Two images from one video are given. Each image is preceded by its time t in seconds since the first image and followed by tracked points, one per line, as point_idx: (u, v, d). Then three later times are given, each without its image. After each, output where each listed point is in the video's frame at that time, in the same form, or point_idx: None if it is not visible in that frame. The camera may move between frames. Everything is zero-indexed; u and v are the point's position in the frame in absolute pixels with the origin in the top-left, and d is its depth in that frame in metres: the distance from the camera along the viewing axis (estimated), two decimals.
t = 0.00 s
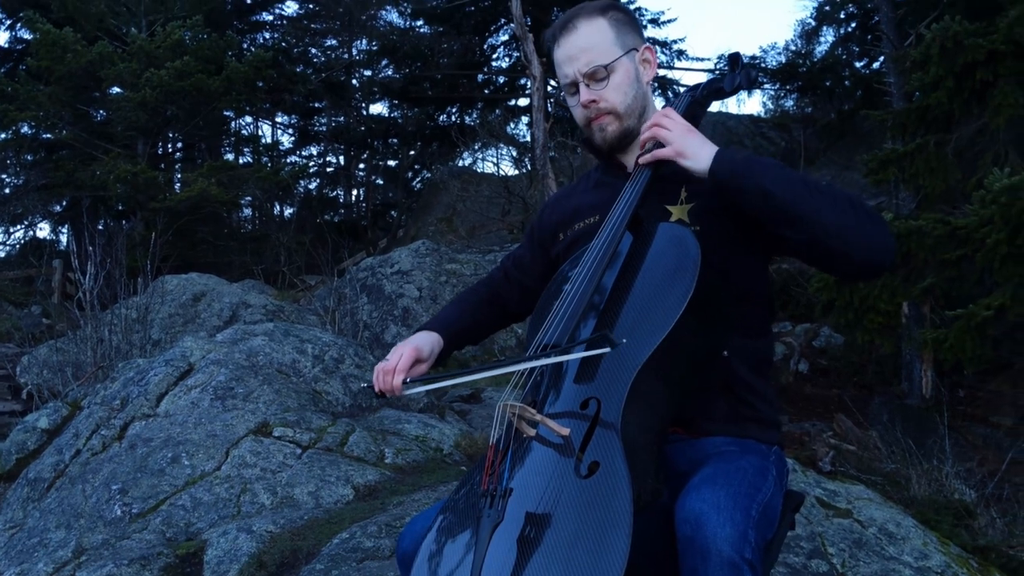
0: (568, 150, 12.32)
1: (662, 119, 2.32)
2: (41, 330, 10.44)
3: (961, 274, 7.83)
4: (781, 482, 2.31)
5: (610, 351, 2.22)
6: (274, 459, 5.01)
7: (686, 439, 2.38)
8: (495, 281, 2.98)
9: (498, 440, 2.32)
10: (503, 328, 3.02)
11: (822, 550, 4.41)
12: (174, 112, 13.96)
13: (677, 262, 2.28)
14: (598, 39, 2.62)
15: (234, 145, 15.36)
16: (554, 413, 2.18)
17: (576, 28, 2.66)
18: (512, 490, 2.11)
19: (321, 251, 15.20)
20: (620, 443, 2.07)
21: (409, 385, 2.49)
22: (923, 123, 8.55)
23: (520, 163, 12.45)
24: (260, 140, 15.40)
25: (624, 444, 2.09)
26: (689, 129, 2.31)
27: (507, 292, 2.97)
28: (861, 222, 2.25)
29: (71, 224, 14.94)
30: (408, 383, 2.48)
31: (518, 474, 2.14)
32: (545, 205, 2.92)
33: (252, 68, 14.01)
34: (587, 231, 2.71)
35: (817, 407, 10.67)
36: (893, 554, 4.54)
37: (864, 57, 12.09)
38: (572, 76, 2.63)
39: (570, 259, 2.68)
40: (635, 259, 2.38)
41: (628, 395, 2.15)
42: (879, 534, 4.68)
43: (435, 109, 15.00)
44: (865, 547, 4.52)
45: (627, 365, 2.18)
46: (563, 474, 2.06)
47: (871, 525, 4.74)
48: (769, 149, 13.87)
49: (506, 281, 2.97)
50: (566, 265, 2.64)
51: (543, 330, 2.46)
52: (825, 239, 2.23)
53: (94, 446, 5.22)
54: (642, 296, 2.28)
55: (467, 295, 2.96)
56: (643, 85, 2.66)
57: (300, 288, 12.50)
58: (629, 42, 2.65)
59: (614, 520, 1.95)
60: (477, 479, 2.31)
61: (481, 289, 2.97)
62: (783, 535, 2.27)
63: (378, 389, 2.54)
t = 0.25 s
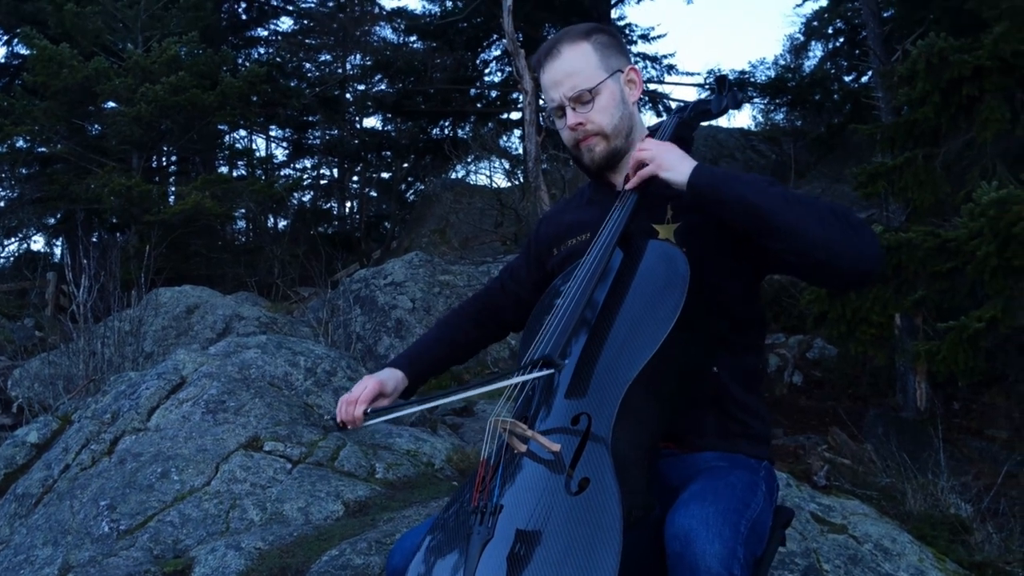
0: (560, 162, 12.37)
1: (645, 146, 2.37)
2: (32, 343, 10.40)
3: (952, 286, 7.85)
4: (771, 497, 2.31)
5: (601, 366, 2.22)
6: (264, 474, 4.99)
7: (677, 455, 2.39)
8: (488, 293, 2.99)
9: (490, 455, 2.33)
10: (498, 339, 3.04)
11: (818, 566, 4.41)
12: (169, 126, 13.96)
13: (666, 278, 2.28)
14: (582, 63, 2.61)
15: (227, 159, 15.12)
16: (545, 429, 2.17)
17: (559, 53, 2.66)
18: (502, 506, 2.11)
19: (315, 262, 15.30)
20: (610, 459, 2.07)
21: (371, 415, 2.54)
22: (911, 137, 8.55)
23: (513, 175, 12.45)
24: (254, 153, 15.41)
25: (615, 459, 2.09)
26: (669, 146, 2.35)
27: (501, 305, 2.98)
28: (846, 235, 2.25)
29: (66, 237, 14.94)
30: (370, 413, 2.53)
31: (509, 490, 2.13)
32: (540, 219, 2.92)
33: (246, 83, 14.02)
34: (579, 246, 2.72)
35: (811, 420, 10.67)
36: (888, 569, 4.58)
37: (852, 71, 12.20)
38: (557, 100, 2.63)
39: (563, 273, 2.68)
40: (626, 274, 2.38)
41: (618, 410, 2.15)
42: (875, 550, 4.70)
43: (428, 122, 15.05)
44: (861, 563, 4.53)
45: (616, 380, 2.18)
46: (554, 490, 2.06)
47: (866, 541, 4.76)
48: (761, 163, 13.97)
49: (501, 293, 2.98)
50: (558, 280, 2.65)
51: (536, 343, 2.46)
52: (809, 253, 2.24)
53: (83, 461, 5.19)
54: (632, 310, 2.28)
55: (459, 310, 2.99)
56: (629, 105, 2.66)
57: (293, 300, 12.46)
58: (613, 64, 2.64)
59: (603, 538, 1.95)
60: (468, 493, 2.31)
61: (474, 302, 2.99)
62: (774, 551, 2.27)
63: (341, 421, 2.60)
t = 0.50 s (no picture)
0: (554, 174, 12.41)
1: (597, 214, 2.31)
2: (24, 354, 10.36)
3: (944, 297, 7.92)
4: (764, 504, 2.34)
5: (594, 373, 2.24)
6: (257, 485, 4.99)
7: (670, 462, 2.41)
8: (485, 301, 3.02)
9: (485, 461, 2.36)
10: (496, 347, 3.07)
11: None
12: (165, 138, 14.01)
13: (654, 288, 2.28)
14: (577, 75, 2.65)
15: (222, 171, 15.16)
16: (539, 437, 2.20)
17: (555, 64, 2.69)
18: (497, 512, 2.14)
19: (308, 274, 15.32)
20: (602, 466, 2.08)
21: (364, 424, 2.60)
22: (903, 149, 8.63)
23: (507, 187, 12.48)
24: (248, 165, 15.50)
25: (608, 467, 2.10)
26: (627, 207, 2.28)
27: (497, 313, 3.01)
28: (829, 248, 2.24)
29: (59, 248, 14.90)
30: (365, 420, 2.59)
31: (504, 497, 2.16)
32: (538, 228, 2.95)
33: (242, 96, 14.07)
34: (575, 255, 2.75)
35: (805, 431, 10.68)
36: None
37: (844, 84, 12.34)
38: (552, 111, 2.67)
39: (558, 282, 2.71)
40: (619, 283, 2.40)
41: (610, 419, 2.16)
42: (870, 560, 4.72)
43: (423, 134, 15.17)
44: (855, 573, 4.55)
45: (608, 387, 2.19)
46: (548, 496, 2.08)
47: (861, 551, 4.78)
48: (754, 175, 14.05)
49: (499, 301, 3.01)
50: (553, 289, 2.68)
51: (531, 350, 2.49)
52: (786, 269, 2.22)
53: (76, 472, 5.19)
54: (622, 319, 2.29)
55: (456, 317, 3.02)
56: (624, 116, 2.70)
57: (287, 311, 12.45)
58: (609, 76, 2.68)
59: (597, 543, 1.97)
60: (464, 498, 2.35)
61: (471, 309, 3.02)
62: (767, 556, 2.30)
63: (334, 429, 2.65)
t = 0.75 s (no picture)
0: (547, 185, 12.48)
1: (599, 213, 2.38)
2: (17, 363, 10.33)
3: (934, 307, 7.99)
4: (757, 501, 2.38)
5: (590, 371, 2.28)
6: (252, 491, 5.01)
7: (665, 460, 2.45)
8: (484, 305, 3.07)
9: (483, 459, 2.40)
10: (494, 352, 3.12)
11: None
12: (158, 148, 14.03)
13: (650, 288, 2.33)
14: (576, 81, 2.69)
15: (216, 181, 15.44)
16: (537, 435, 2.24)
17: (554, 70, 2.73)
18: (495, 507, 2.19)
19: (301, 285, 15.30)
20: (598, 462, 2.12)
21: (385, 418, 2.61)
22: (896, 158, 8.74)
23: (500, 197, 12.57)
24: (242, 176, 15.57)
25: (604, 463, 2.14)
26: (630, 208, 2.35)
27: (496, 317, 3.06)
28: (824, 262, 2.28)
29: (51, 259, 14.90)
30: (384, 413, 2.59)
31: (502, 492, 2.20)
32: (535, 231, 3.01)
33: (236, 105, 14.16)
34: (571, 258, 2.80)
35: (799, 441, 10.72)
36: None
37: (837, 96, 12.49)
38: (553, 117, 2.71)
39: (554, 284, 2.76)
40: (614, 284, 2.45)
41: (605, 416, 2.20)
42: (862, 567, 4.76)
43: (416, 144, 15.47)
44: None
45: (605, 385, 2.23)
46: (545, 491, 2.12)
47: (854, 558, 4.83)
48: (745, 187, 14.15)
49: (496, 305, 3.06)
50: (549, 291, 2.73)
51: (528, 350, 2.54)
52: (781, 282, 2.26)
53: (71, 479, 5.20)
54: (618, 319, 2.33)
55: (455, 321, 3.06)
56: (621, 122, 2.76)
57: (280, 321, 12.45)
58: (607, 82, 2.73)
59: (593, 535, 2.01)
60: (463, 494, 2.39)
61: (470, 314, 3.07)
62: (760, 553, 2.33)
63: (353, 424, 2.65)
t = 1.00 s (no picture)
0: (540, 194, 12.54)
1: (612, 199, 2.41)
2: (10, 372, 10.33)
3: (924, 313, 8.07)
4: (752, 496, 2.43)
5: (589, 367, 2.34)
6: (247, 496, 5.03)
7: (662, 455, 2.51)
8: (485, 309, 3.12)
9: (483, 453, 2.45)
10: (496, 357, 3.15)
11: None
12: (152, 156, 14.05)
13: (648, 287, 2.38)
14: (578, 83, 2.73)
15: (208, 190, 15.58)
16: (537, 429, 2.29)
17: (556, 72, 2.77)
18: (494, 500, 2.23)
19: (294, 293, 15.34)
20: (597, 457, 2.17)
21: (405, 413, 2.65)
22: (888, 167, 8.87)
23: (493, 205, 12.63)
24: (236, 185, 15.64)
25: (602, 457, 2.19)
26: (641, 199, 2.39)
27: (497, 320, 3.11)
28: (820, 277, 2.34)
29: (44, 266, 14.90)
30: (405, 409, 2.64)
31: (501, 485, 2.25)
32: (532, 233, 3.07)
33: (230, 113, 14.20)
34: (569, 258, 2.86)
35: (791, 449, 10.78)
36: None
37: (831, 105, 12.63)
38: (553, 118, 2.75)
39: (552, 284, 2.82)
40: (612, 284, 2.50)
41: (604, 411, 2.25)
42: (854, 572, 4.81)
43: (409, 153, 15.26)
44: None
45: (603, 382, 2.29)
46: (544, 484, 2.17)
47: (846, 563, 4.88)
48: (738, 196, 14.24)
49: (496, 308, 3.11)
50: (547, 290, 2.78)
51: (526, 347, 2.59)
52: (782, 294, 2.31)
53: (67, 484, 5.22)
54: (616, 316, 2.39)
55: (458, 325, 3.10)
56: (621, 125, 2.81)
57: (273, 329, 12.47)
58: (608, 85, 2.77)
59: (592, 527, 2.06)
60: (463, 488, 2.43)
61: (472, 317, 3.12)
62: (754, 546, 2.39)
63: (372, 419, 2.67)
